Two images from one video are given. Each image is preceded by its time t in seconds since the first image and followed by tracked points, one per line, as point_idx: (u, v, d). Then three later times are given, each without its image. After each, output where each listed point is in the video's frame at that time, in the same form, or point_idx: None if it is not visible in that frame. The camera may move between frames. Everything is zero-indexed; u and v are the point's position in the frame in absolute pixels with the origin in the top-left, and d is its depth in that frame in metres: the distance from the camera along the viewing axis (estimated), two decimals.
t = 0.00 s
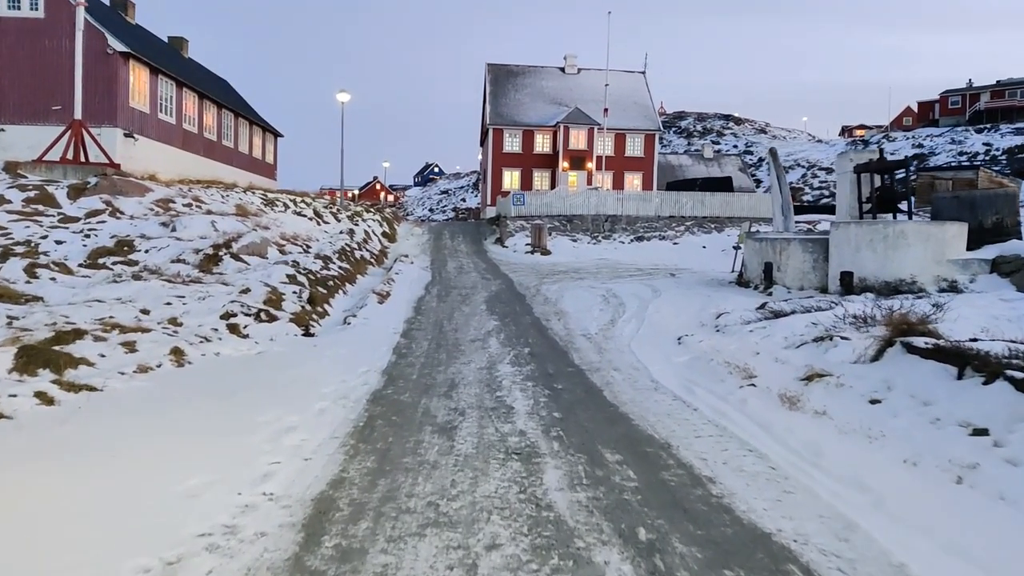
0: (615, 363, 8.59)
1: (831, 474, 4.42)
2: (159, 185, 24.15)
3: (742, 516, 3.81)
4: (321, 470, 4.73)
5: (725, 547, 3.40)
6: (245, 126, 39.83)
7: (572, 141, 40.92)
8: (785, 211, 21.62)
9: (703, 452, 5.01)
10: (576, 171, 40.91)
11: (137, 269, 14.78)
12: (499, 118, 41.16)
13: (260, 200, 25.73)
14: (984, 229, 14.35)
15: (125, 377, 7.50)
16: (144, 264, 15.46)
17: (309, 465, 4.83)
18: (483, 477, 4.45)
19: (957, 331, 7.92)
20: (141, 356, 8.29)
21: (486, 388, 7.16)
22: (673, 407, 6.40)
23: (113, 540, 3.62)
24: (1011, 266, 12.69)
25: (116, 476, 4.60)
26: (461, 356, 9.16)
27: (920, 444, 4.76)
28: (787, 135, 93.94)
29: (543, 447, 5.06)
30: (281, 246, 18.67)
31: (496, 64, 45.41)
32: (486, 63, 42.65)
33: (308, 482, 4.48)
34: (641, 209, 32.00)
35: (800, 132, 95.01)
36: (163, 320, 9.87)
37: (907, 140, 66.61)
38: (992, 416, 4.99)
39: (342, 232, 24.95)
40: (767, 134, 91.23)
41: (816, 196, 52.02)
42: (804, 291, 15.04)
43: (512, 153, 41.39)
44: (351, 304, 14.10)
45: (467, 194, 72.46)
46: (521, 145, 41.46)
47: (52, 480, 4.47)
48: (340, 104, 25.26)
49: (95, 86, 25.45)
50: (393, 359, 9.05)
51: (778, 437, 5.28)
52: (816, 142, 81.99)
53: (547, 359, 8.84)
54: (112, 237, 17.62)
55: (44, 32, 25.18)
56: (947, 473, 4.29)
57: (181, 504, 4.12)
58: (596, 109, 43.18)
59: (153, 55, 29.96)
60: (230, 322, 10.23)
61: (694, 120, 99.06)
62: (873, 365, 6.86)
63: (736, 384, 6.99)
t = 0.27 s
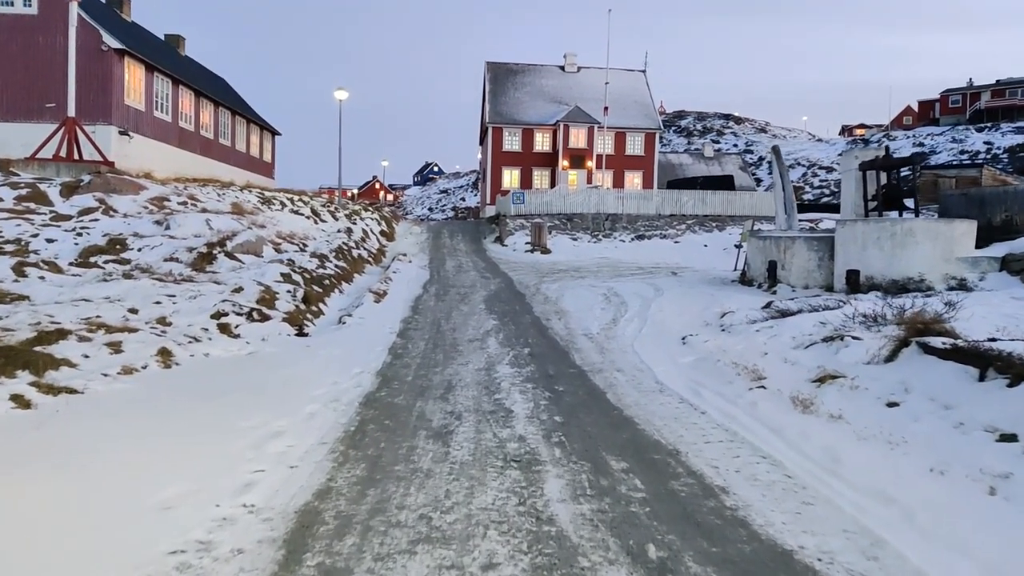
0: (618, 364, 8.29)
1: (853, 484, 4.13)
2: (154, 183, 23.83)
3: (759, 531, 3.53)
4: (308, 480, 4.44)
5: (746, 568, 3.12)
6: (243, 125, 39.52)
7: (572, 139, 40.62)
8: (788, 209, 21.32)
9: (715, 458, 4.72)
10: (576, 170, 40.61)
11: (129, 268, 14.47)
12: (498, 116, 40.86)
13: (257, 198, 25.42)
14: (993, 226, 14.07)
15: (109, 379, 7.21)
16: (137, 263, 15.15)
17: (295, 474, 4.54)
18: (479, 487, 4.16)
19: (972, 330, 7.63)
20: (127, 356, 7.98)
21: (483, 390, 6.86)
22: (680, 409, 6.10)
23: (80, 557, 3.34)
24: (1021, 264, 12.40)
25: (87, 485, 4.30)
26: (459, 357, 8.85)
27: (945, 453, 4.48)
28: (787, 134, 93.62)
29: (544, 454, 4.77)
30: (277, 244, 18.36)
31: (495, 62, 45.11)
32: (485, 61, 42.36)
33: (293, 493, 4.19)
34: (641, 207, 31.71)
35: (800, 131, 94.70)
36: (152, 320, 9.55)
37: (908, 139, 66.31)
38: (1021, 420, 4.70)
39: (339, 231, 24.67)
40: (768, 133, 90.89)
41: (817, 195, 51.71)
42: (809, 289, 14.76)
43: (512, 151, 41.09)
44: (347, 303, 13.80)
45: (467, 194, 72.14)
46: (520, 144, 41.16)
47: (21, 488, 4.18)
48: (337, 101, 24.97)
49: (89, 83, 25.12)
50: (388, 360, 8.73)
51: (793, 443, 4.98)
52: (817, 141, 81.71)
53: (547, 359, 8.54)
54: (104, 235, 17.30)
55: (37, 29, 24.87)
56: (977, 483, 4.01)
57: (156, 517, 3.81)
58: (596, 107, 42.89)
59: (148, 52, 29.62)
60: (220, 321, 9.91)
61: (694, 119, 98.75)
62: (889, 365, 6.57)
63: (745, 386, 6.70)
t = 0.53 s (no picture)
0: (621, 370, 7.98)
1: (876, 507, 3.84)
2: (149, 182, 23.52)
3: (777, 562, 3.26)
4: (291, 500, 4.15)
5: None
6: (240, 124, 39.19)
7: (572, 139, 40.30)
8: (791, 209, 21.01)
9: (726, 475, 4.43)
10: (576, 169, 40.29)
11: (121, 269, 14.17)
12: (498, 115, 40.54)
13: (253, 197, 25.11)
14: (1003, 226, 13.77)
15: (91, 386, 6.91)
16: (129, 263, 14.85)
17: (277, 492, 4.25)
18: (473, 509, 3.87)
19: (989, 335, 7.34)
20: (110, 362, 7.68)
21: (480, 398, 6.56)
22: (686, 419, 5.81)
23: None
24: None
25: (52, 504, 4.01)
26: (455, 362, 8.55)
27: (973, 471, 4.19)
28: (788, 133, 93.27)
29: (543, 470, 4.48)
30: (272, 244, 18.06)
31: (495, 60, 44.79)
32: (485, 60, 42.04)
33: (273, 515, 3.90)
34: (642, 207, 31.39)
35: (801, 131, 94.35)
36: (139, 324, 9.25)
37: (910, 138, 65.95)
38: None
39: (337, 231, 24.37)
40: (768, 132, 90.51)
41: (818, 194, 51.41)
42: (814, 291, 14.46)
43: (511, 150, 40.78)
44: (343, 304, 13.50)
45: (467, 194, 71.78)
46: (520, 143, 40.85)
47: None
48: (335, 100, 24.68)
49: (84, 81, 24.81)
50: (383, 365, 8.43)
51: (809, 459, 4.67)
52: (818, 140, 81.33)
53: (547, 365, 8.23)
54: (97, 235, 16.99)
55: (31, 27, 24.54)
56: (1010, 506, 3.73)
57: (123, 544, 3.53)
58: (597, 106, 42.56)
59: (144, 50, 29.29)
60: (210, 325, 9.61)
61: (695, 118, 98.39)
62: (904, 373, 6.28)
63: (755, 395, 6.39)
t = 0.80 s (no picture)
0: (625, 376, 7.71)
1: (904, 530, 3.58)
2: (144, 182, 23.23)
3: None
4: (278, 521, 3.88)
5: None
6: (239, 123, 38.92)
7: (573, 139, 40.04)
8: (795, 210, 20.74)
9: (741, 492, 4.16)
10: (577, 169, 40.02)
11: (113, 270, 13.90)
12: (498, 115, 40.28)
13: (251, 197, 24.84)
14: (1013, 228, 13.51)
15: (74, 393, 6.63)
16: (122, 264, 14.57)
17: (262, 512, 3.98)
18: (474, 532, 3.60)
19: (1008, 341, 7.07)
20: (96, 368, 7.40)
21: (480, 407, 6.28)
22: (696, 430, 5.54)
23: None
24: None
25: (20, 524, 3.73)
26: (454, 368, 8.26)
27: (1005, 490, 3.92)
28: (788, 134, 92.99)
29: (547, 487, 4.21)
30: (269, 245, 17.79)
31: (495, 60, 44.53)
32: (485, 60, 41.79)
33: (258, 538, 3.63)
34: (643, 207, 31.13)
35: (801, 131, 94.11)
36: (128, 327, 8.97)
37: (911, 139, 65.70)
38: None
39: (335, 231, 24.09)
40: (769, 132, 90.24)
41: (819, 195, 51.14)
42: (820, 293, 14.20)
43: (511, 151, 40.50)
44: (339, 307, 13.22)
45: (466, 194, 71.50)
46: (520, 143, 40.59)
47: None
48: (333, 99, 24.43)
49: (79, 80, 24.54)
50: (379, 371, 8.15)
51: (829, 475, 4.40)
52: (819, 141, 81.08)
53: (549, 371, 7.94)
54: (90, 235, 16.72)
55: (27, 25, 24.30)
56: None
57: (93, 570, 3.27)
58: (597, 106, 42.31)
59: (141, 48, 29.03)
60: (201, 328, 9.33)
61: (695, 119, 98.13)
62: (923, 380, 6.00)
63: (767, 404, 6.11)
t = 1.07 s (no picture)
0: (634, 379, 7.41)
1: (946, 550, 3.30)
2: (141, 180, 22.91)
3: None
4: (268, 539, 3.59)
5: None
6: (237, 122, 38.60)
7: (573, 137, 39.73)
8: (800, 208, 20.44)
9: (766, 507, 3.88)
10: (578, 168, 39.71)
11: (107, 269, 13.59)
12: (498, 114, 39.98)
13: (249, 195, 24.53)
14: None
15: (59, 398, 6.33)
16: (116, 263, 14.26)
17: (252, 530, 3.70)
18: (480, 553, 3.32)
19: None
20: (83, 371, 7.10)
21: (484, 412, 5.98)
22: (712, 437, 5.25)
23: None
24: None
25: None
26: (456, 370, 7.96)
27: None
28: (789, 134, 92.64)
29: (558, 502, 3.91)
30: (266, 244, 17.49)
31: (495, 59, 44.22)
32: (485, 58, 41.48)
33: (246, 560, 3.35)
34: (644, 206, 30.83)
35: (802, 131, 93.79)
36: (119, 328, 8.67)
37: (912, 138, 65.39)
38: None
39: (334, 230, 23.79)
40: (770, 132, 89.89)
41: (821, 195, 50.84)
42: (829, 293, 13.90)
43: (512, 150, 40.18)
44: (338, 306, 12.91)
45: (466, 194, 71.15)
46: (520, 142, 40.28)
47: None
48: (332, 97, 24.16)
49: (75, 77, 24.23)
50: (378, 374, 7.84)
51: (859, 487, 4.11)
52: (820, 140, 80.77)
53: (554, 373, 7.64)
54: (84, 234, 16.41)
55: (22, 21, 23.99)
56: None
57: None
58: (598, 105, 42.00)
59: (138, 45, 28.71)
60: (195, 329, 9.03)
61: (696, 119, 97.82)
62: (949, 385, 5.71)
63: (785, 409, 5.81)
